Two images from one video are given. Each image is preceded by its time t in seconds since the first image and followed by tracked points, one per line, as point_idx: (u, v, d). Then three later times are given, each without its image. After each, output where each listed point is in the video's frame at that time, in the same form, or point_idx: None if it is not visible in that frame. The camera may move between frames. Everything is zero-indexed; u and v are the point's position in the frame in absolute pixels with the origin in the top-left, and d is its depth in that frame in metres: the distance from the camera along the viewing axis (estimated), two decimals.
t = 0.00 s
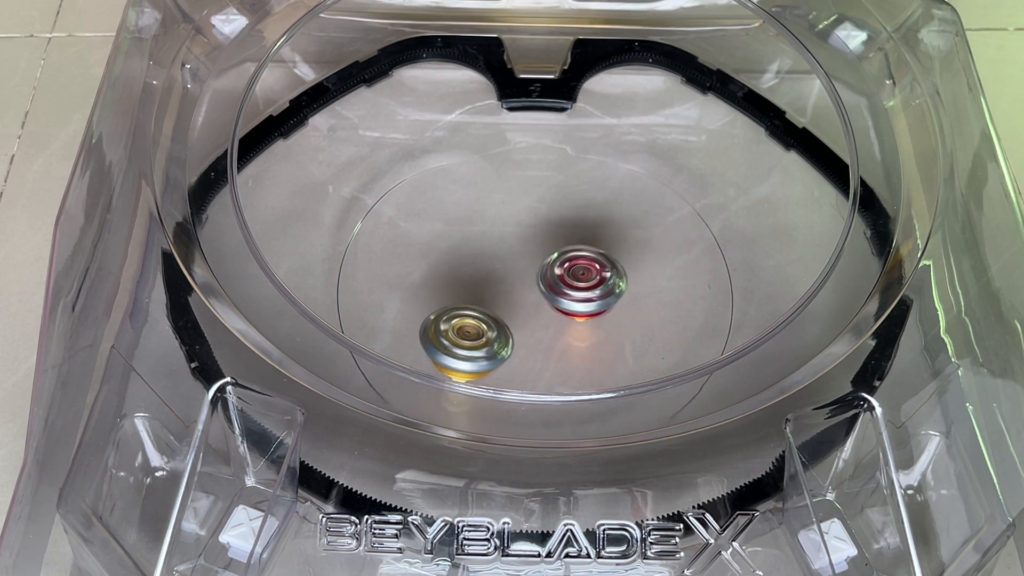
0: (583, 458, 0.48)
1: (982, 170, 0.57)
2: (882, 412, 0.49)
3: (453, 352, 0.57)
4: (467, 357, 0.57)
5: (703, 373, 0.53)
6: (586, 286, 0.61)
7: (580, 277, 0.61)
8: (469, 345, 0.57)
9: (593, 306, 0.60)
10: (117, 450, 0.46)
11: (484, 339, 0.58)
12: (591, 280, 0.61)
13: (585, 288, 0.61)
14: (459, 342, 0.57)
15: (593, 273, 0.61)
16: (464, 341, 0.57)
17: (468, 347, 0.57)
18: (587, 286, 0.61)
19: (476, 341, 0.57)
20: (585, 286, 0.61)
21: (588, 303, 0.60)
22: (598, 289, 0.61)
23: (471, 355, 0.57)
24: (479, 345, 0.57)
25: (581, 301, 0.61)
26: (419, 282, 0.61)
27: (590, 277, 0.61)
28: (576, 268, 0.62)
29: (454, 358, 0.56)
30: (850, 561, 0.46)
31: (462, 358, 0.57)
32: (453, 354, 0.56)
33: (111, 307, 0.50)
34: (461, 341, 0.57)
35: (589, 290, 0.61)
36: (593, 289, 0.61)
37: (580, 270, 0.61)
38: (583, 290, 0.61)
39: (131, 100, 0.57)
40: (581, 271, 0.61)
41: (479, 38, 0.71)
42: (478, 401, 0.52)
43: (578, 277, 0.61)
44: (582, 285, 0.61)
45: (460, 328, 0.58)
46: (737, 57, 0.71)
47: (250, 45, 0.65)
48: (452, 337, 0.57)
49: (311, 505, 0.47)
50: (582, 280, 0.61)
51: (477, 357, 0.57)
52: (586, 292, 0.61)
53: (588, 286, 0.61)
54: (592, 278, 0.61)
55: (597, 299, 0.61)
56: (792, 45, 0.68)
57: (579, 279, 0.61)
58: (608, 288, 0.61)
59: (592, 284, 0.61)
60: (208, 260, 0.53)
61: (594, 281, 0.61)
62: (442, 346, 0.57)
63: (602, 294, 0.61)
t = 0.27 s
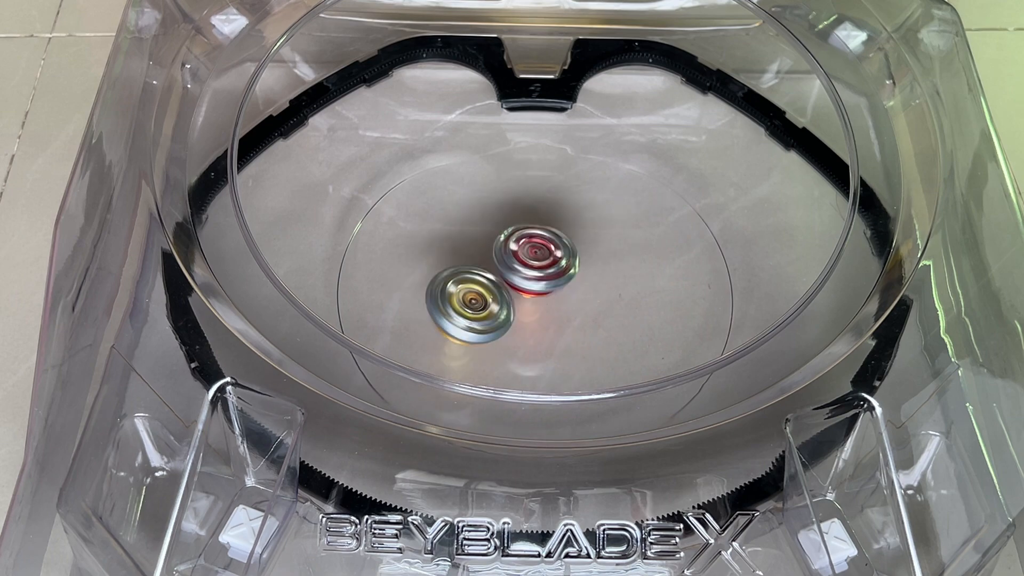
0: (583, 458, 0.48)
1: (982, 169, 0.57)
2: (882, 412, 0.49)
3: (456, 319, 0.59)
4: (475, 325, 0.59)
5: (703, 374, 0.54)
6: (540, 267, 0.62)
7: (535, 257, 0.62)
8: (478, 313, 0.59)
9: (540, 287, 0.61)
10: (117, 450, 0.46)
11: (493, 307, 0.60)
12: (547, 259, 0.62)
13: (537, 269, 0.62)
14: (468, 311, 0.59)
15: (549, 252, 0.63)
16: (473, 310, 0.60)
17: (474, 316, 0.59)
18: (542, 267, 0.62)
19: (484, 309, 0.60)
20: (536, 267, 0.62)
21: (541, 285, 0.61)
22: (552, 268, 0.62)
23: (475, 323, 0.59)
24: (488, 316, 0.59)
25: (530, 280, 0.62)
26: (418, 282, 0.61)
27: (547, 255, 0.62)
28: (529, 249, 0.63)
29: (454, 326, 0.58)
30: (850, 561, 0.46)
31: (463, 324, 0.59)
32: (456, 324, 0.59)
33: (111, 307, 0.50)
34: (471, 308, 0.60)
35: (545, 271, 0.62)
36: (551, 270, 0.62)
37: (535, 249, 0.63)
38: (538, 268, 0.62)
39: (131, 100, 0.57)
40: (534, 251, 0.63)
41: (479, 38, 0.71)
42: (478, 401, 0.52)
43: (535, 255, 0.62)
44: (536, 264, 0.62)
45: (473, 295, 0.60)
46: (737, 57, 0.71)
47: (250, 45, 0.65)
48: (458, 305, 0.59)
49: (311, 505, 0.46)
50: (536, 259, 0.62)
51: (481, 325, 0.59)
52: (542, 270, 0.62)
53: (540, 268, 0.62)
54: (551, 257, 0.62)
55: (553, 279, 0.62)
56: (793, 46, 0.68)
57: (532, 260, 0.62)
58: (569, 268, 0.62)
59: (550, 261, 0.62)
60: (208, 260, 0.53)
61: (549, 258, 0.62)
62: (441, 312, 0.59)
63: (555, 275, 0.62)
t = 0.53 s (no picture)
0: (583, 458, 0.49)
1: (982, 169, 0.57)
2: (882, 412, 0.49)
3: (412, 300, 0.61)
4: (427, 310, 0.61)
5: (703, 374, 0.54)
6: (631, 205, 0.66)
7: (625, 192, 0.67)
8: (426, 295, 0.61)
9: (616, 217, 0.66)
10: (118, 450, 0.46)
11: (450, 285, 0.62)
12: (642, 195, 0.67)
13: (626, 208, 0.66)
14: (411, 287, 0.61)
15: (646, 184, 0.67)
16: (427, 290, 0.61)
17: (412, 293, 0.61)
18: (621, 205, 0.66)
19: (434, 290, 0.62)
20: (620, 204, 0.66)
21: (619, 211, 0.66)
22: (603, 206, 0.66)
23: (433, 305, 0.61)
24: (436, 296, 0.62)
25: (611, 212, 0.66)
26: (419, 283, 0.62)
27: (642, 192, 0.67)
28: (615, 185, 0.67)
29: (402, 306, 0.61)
30: (850, 561, 0.46)
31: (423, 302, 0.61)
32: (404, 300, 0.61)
33: (110, 307, 0.50)
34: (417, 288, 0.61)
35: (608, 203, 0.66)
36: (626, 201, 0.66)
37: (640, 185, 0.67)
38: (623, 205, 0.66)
39: (131, 100, 0.57)
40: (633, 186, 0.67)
41: (478, 38, 0.71)
42: (478, 402, 0.52)
43: (622, 192, 0.67)
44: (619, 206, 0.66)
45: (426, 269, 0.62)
46: (737, 57, 0.71)
47: (250, 46, 0.65)
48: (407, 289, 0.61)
49: (311, 505, 0.47)
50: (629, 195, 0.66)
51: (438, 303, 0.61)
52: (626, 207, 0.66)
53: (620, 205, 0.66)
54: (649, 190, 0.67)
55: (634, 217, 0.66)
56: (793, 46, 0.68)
57: (620, 196, 0.66)
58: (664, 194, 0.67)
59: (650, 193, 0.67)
60: (208, 260, 0.53)
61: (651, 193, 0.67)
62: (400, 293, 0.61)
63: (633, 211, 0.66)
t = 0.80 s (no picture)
0: (583, 458, 0.49)
1: (982, 169, 0.57)
2: (882, 412, 0.49)
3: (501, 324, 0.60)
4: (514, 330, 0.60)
5: (703, 374, 0.54)
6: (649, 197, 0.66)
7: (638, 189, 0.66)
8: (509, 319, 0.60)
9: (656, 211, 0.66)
10: (118, 450, 0.46)
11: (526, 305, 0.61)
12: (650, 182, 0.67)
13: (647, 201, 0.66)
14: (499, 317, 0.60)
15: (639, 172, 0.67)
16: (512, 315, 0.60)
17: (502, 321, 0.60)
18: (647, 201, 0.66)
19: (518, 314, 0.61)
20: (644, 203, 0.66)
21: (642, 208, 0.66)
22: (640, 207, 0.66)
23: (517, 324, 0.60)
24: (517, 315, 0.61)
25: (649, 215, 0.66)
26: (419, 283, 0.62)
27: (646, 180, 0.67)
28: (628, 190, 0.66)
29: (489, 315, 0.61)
30: (850, 561, 0.46)
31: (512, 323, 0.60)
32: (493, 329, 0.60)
33: (111, 307, 0.50)
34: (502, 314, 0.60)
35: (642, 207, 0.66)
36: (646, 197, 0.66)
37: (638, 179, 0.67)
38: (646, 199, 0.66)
39: (131, 100, 0.57)
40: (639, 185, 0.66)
41: (479, 38, 0.71)
42: (478, 401, 0.52)
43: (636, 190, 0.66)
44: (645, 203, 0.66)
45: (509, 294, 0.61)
46: (736, 57, 0.71)
47: (250, 46, 0.65)
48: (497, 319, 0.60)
49: (311, 505, 0.47)
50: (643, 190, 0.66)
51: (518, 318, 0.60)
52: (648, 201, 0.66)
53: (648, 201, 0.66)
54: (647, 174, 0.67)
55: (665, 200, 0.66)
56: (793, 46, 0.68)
57: (639, 194, 0.66)
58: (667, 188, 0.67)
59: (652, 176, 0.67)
60: (208, 260, 0.53)
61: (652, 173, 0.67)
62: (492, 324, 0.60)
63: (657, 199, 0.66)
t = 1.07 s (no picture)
0: (583, 457, 0.49)
1: (982, 169, 0.57)
2: (882, 412, 0.49)
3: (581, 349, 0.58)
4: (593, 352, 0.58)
5: (703, 374, 0.53)
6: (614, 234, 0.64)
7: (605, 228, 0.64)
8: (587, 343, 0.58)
9: (630, 248, 0.63)
10: (118, 450, 0.46)
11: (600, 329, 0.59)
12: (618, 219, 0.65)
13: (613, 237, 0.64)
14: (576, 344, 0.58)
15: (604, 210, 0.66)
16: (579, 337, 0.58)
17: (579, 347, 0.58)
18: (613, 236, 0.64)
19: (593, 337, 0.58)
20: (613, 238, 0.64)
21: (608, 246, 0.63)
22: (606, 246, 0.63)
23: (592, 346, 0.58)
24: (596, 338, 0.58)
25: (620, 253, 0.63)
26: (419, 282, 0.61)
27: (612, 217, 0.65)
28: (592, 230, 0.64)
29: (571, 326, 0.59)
30: (850, 561, 0.46)
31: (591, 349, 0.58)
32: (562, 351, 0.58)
33: (110, 307, 0.50)
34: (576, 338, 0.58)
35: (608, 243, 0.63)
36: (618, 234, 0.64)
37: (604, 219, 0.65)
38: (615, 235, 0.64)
39: (131, 100, 0.58)
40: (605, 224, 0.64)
41: (479, 38, 0.71)
42: (478, 401, 0.52)
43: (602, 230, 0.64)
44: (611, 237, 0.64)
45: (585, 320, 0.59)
46: (737, 57, 0.71)
47: (250, 46, 0.65)
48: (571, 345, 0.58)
49: (311, 505, 0.47)
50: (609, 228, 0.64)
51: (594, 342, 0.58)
52: (618, 236, 0.64)
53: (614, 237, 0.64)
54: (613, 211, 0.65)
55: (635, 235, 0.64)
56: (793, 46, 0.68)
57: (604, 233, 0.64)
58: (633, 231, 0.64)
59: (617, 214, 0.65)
60: (208, 260, 0.53)
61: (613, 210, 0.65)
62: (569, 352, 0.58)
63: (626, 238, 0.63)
